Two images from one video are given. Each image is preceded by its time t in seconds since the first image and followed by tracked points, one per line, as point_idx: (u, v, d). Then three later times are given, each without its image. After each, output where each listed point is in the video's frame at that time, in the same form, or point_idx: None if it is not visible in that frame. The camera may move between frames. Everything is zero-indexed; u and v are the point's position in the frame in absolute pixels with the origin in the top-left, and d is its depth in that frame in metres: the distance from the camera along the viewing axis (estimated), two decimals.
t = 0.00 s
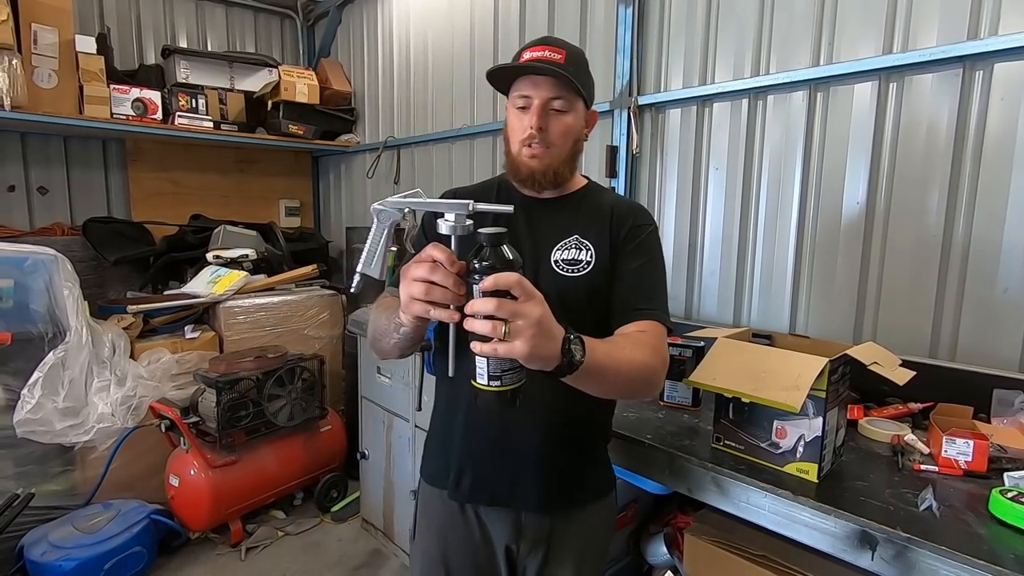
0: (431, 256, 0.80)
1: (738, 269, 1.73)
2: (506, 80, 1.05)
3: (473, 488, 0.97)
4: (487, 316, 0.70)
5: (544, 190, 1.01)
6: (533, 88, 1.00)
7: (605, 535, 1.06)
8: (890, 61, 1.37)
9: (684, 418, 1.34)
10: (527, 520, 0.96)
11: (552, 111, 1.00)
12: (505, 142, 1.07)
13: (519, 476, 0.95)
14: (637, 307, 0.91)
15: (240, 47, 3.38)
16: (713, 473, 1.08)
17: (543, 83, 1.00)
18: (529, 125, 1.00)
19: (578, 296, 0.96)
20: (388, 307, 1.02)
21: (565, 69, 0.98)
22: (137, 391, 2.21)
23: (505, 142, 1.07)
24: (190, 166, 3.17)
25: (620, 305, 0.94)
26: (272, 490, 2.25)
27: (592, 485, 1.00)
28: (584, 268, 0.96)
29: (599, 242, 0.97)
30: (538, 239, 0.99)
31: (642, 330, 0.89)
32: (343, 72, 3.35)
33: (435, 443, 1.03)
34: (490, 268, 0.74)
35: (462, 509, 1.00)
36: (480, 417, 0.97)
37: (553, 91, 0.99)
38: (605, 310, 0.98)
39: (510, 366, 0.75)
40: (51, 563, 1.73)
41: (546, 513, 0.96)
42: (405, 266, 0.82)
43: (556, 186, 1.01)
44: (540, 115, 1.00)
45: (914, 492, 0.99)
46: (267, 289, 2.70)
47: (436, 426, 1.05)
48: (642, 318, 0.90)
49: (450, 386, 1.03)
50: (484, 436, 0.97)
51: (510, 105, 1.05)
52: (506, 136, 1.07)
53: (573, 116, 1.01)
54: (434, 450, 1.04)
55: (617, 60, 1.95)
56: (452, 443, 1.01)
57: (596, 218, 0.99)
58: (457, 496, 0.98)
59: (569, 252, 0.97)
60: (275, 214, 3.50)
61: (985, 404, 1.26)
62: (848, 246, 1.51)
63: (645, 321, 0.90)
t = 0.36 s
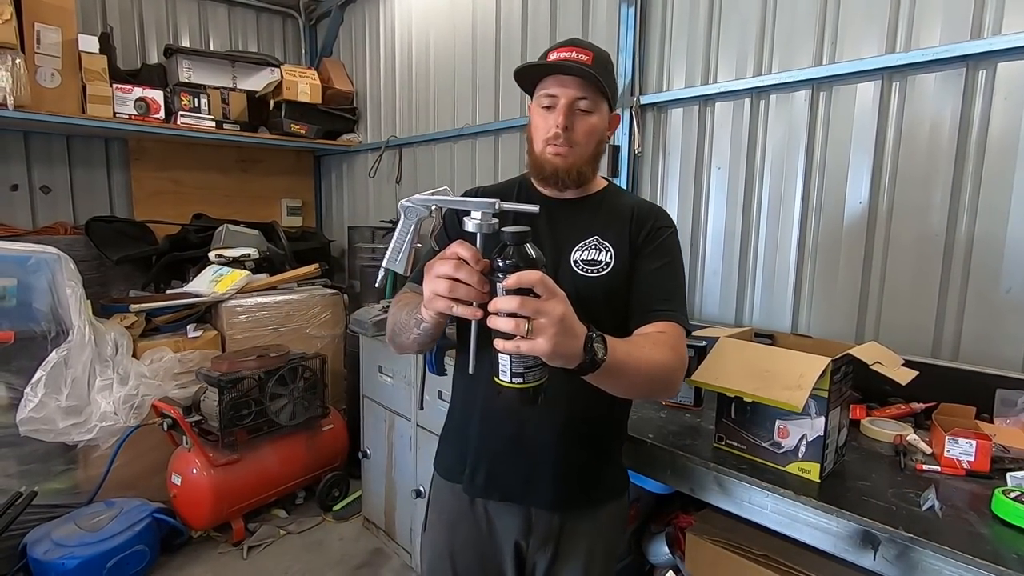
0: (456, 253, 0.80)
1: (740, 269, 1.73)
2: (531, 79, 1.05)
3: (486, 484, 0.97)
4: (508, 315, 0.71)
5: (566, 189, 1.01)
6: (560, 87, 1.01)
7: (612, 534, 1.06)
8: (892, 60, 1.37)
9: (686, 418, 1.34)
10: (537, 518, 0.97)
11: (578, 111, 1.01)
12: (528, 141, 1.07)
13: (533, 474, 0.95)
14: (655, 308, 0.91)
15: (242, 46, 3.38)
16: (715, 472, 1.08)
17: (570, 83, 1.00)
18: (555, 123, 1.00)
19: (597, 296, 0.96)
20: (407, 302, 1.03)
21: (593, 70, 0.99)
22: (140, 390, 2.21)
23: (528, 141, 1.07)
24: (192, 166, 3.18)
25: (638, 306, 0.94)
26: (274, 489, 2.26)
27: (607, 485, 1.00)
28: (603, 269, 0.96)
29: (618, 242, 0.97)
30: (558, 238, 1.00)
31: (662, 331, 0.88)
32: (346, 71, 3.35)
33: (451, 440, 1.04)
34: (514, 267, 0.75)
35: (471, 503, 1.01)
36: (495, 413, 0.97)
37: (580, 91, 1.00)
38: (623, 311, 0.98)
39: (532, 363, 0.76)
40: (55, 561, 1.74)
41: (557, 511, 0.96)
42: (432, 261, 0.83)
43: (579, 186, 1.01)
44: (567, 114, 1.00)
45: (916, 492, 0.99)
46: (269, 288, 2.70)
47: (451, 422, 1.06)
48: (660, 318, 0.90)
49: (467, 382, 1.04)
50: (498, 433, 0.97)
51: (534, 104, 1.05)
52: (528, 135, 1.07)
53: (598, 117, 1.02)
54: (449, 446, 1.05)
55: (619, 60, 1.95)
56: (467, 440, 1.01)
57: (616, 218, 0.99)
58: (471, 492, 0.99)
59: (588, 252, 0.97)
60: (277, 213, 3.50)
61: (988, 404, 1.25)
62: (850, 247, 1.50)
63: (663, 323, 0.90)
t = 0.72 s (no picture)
0: (451, 306, 0.86)
1: (742, 269, 1.73)
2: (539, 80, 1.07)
3: (493, 486, 0.98)
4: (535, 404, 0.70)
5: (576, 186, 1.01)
6: (565, 83, 1.02)
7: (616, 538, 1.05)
8: (895, 60, 1.37)
9: (688, 418, 1.33)
10: (542, 519, 0.97)
11: (584, 104, 1.01)
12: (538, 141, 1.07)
13: (541, 476, 0.95)
14: (672, 319, 0.92)
15: (245, 47, 3.39)
16: (718, 472, 1.08)
17: (575, 77, 1.01)
18: (561, 118, 1.01)
19: (613, 300, 0.96)
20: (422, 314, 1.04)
21: (597, 63, 0.99)
22: (142, 390, 2.22)
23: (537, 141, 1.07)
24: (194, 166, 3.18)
25: (654, 316, 0.94)
26: (276, 488, 2.26)
27: (617, 488, 1.00)
28: (620, 272, 0.96)
29: (636, 247, 0.97)
30: (574, 241, 0.99)
31: (676, 348, 0.91)
32: (347, 71, 3.35)
33: (459, 441, 1.05)
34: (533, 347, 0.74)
35: (476, 504, 1.01)
36: (507, 416, 0.99)
37: (585, 85, 1.01)
38: (640, 316, 0.98)
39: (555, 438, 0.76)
40: (58, 561, 1.74)
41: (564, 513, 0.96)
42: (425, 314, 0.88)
43: (589, 182, 1.01)
44: (572, 108, 1.00)
45: (919, 492, 0.99)
46: (271, 288, 2.70)
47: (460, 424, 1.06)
48: (676, 331, 0.92)
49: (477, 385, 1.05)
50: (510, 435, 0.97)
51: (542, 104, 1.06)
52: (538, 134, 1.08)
53: (605, 110, 1.02)
54: (457, 446, 1.06)
55: (621, 59, 1.95)
56: (477, 442, 1.02)
57: (633, 223, 0.99)
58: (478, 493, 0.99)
59: (606, 256, 0.97)
60: (279, 213, 3.51)
61: (991, 404, 1.25)
62: (853, 247, 1.50)
63: (678, 336, 0.92)
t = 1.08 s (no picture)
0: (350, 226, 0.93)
1: (743, 269, 1.73)
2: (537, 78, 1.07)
3: (509, 494, 0.97)
4: (573, 519, 0.75)
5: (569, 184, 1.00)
6: (556, 80, 1.01)
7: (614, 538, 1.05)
8: (896, 60, 1.37)
9: (689, 418, 1.33)
10: (545, 521, 0.96)
11: (575, 102, 0.99)
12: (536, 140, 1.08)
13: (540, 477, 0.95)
14: (689, 327, 0.95)
15: (246, 47, 3.39)
16: (718, 473, 1.08)
17: (566, 75, 1.00)
18: (549, 115, 1.00)
19: (624, 304, 0.95)
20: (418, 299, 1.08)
21: (587, 60, 0.98)
22: (143, 390, 2.22)
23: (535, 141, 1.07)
24: (195, 166, 3.18)
25: (667, 321, 0.97)
26: (277, 489, 2.26)
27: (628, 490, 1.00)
28: (629, 276, 0.96)
29: (644, 252, 0.97)
30: (581, 244, 0.99)
31: (687, 359, 0.96)
32: (348, 71, 3.35)
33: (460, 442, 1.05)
34: (558, 478, 0.72)
35: (484, 508, 1.01)
36: (515, 422, 0.98)
37: (575, 83, 0.99)
38: (649, 319, 0.98)
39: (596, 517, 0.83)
40: (59, 561, 1.75)
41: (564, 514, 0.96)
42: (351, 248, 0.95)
43: (580, 181, 1.00)
44: (560, 105, 0.99)
45: (920, 493, 0.99)
46: (272, 288, 2.71)
47: (467, 432, 1.05)
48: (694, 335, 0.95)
49: (483, 391, 1.03)
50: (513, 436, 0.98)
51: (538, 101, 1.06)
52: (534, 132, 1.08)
53: (599, 108, 1.00)
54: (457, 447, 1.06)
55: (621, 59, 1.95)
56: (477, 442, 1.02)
57: (640, 224, 0.99)
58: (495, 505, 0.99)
59: (614, 260, 0.97)
60: (280, 214, 3.51)
61: (993, 404, 1.24)
62: (854, 247, 1.50)
63: (691, 341, 0.96)
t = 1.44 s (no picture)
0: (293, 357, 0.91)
1: (743, 269, 1.73)
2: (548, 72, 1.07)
3: (502, 494, 0.98)
4: (547, 490, 0.74)
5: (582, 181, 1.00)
6: (576, 75, 1.02)
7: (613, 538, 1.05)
8: (896, 59, 1.37)
9: (690, 418, 1.33)
10: (545, 522, 0.96)
11: (597, 100, 1.01)
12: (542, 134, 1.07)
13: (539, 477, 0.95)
14: (689, 328, 0.95)
15: (246, 48, 3.39)
16: (719, 472, 1.08)
17: (586, 71, 1.01)
18: (572, 110, 1.01)
19: (623, 304, 0.95)
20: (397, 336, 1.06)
21: (611, 58, 1.00)
22: (144, 391, 2.22)
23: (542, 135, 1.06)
24: (196, 167, 3.18)
25: (666, 321, 0.96)
26: (277, 489, 2.26)
27: (625, 488, 1.00)
28: (628, 276, 0.96)
29: (643, 252, 0.97)
30: (580, 245, 0.99)
31: (686, 359, 0.95)
32: (349, 72, 3.35)
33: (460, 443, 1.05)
34: (533, 442, 0.72)
35: (485, 508, 1.01)
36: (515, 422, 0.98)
37: (596, 80, 1.01)
38: (648, 320, 0.98)
39: (577, 505, 0.81)
40: (61, 561, 1.75)
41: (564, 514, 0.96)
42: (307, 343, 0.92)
43: (595, 179, 1.00)
44: (583, 102, 1.01)
45: (921, 492, 0.99)
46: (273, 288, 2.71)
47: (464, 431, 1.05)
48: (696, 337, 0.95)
49: (482, 393, 1.03)
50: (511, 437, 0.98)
51: (550, 94, 1.06)
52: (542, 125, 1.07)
53: (615, 108, 1.03)
54: (458, 447, 1.06)
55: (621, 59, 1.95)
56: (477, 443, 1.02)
57: (638, 224, 0.99)
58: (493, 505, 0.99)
59: (613, 260, 0.97)
60: (281, 214, 3.51)
61: (993, 403, 1.24)
62: (854, 246, 1.50)
63: (691, 342, 0.96)
